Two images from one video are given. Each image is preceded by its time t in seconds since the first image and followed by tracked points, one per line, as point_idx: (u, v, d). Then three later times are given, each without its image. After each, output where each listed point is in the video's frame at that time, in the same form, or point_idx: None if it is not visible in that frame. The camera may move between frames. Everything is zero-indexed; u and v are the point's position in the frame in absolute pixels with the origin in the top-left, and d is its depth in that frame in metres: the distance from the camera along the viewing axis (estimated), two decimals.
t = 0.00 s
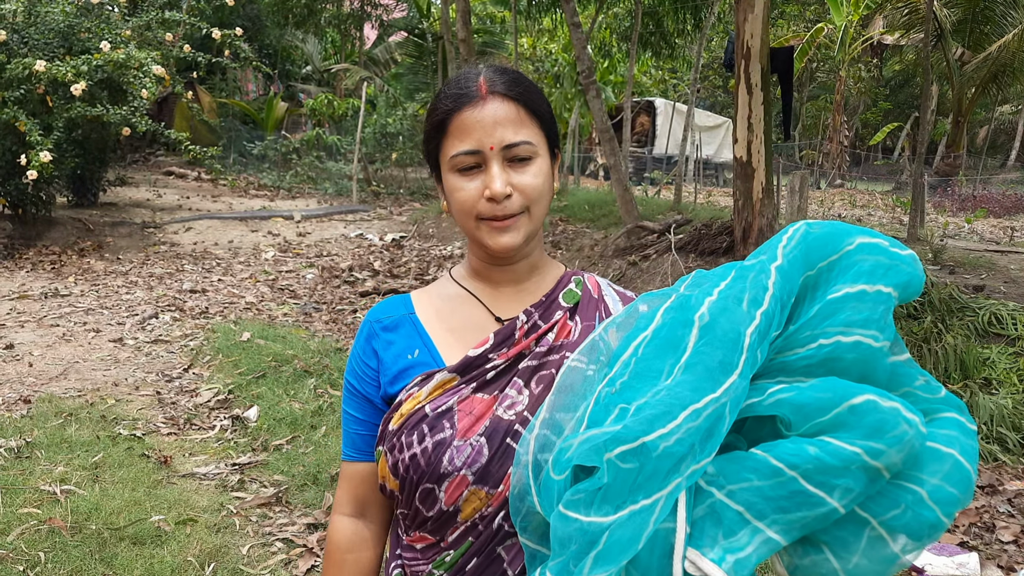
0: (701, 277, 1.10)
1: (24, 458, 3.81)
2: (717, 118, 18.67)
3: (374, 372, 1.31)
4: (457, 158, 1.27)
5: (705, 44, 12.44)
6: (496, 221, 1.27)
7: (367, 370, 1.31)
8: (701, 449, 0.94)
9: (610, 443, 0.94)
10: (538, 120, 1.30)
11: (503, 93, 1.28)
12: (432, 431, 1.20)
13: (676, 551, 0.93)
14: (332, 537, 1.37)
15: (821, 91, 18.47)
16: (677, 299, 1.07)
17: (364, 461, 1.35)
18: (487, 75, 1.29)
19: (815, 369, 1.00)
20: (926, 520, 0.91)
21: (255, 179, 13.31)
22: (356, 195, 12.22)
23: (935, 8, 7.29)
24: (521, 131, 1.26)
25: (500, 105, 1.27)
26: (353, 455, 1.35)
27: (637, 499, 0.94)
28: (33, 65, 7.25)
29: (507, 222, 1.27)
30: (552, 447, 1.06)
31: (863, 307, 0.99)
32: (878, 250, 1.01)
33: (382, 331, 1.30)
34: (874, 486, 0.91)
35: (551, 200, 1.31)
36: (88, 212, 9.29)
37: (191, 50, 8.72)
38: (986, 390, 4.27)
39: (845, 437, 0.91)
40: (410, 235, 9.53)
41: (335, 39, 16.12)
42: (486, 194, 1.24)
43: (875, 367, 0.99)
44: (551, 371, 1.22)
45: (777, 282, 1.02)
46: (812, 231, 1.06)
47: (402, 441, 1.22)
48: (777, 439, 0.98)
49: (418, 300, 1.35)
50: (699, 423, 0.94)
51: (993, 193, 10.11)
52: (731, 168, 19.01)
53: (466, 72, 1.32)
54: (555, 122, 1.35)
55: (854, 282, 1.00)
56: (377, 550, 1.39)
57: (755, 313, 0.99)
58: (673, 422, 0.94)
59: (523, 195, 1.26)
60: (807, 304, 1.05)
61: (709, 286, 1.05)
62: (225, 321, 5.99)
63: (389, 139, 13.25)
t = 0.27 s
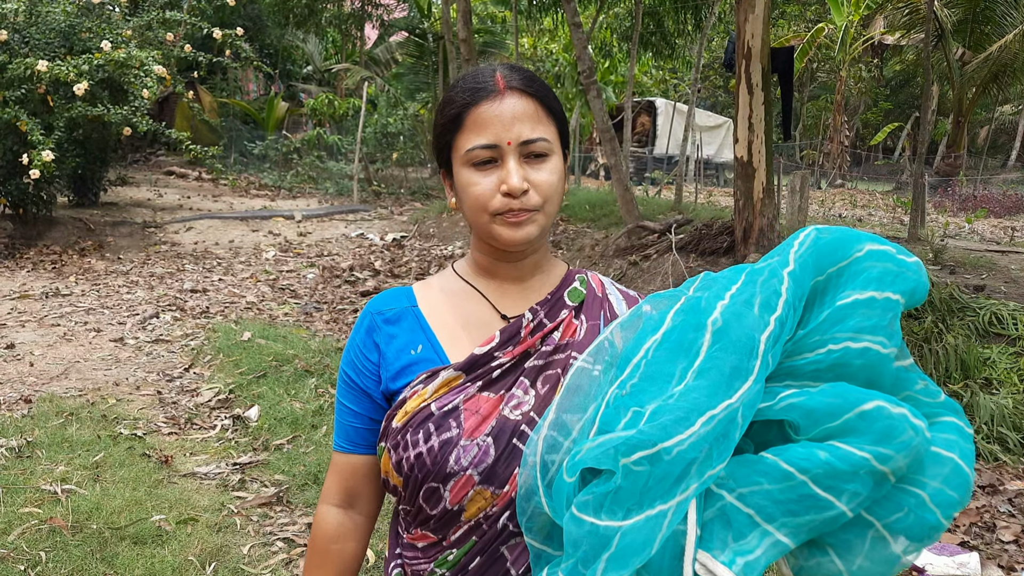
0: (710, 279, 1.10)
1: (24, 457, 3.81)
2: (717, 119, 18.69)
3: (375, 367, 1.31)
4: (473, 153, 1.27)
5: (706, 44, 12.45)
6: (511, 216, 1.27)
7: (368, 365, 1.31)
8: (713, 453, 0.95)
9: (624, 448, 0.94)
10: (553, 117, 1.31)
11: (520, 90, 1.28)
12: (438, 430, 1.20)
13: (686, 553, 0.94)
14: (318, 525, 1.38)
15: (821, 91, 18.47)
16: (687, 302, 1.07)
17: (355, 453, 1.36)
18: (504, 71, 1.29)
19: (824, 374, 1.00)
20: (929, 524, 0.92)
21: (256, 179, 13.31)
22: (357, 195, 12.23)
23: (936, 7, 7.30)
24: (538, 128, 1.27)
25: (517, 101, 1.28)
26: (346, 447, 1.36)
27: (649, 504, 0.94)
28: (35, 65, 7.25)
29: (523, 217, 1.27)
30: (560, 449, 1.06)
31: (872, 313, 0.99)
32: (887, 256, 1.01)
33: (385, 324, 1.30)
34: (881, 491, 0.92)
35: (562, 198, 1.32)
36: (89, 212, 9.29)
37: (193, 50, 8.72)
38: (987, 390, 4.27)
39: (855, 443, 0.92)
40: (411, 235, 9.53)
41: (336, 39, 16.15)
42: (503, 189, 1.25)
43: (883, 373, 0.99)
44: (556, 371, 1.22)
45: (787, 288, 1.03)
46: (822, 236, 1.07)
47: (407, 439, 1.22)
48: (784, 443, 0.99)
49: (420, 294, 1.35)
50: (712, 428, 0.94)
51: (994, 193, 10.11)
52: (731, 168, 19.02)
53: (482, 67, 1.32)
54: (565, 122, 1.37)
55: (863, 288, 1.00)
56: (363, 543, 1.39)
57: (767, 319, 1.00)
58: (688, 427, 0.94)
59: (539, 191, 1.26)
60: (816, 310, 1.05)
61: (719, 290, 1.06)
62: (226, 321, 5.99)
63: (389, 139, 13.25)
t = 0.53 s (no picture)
0: (716, 285, 1.10)
1: (24, 457, 3.81)
2: (717, 119, 18.70)
3: (377, 362, 1.31)
4: (482, 150, 1.26)
5: (706, 44, 12.46)
6: (519, 214, 1.27)
7: (370, 360, 1.31)
8: (715, 461, 0.95)
9: (627, 453, 0.94)
10: (562, 117, 1.31)
11: (530, 89, 1.28)
12: (439, 429, 1.20)
13: (683, 559, 0.94)
14: (319, 523, 1.38)
15: (821, 91, 18.48)
16: (692, 306, 1.07)
17: (356, 449, 1.36)
18: (515, 69, 1.29)
19: (827, 382, 1.00)
20: (925, 533, 0.92)
21: (255, 178, 13.31)
22: (357, 195, 12.22)
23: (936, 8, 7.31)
24: (547, 127, 1.27)
25: (527, 100, 1.27)
26: (346, 444, 1.36)
27: (648, 510, 0.94)
28: (35, 65, 7.24)
29: (531, 216, 1.27)
30: (560, 452, 1.06)
31: (876, 323, 0.99)
32: (893, 267, 1.02)
33: (387, 320, 1.30)
34: (879, 500, 0.92)
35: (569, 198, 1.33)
36: (89, 212, 9.29)
37: (193, 50, 8.71)
38: (986, 390, 4.27)
39: (855, 453, 0.92)
40: (411, 235, 9.52)
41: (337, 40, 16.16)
42: (511, 187, 1.25)
43: (885, 382, 0.99)
44: (558, 372, 1.23)
45: (793, 296, 1.03)
46: (829, 245, 1.07)
47: (408, 438, 1.21)
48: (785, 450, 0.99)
49: (422, 290, 1.35)
50: (715, 435, 0.94)
51: (994, 194, 10.11)
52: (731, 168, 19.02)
53: (492, 64, 1.31)
54: (574, 123, 1.37)
55: (868, 298, 1.00)
56: (364, 540, 1.39)
57: (773, 327, 1.00)
58: (692, 435, 0.94)
59: (547, 190, 1.27)
60: (821, 318, 1.05)
61: (725, 296, 1.06)
62: (225, 321, 5.99)
63: (390, 139, 13.24)
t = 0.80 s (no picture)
0: (716, 286, 1.10)
1: (23, 457, 3.81)
2: (717, 119, 18.73)
3: (378, 362, 1.31)
4: (483, 150, 1.26)
5: (705, 45, 12.47)
6: (519, 216, 1.28)
7: (370, 360, 1.31)
8: (713, 463, 0.95)
9: (625, 455, 0.94)
10: (564, 119, 1.31)
11: (533, 90, 1.28)
12: (438, 430, 1.20)
13: (680, 560, 0.94)
14: (325, 525, 1.38)
15: (821, 92, 18.49)
16: (691, 307, 1.08)
17: (360, 451, 1.36)
18: (519, 70, 1.29)
19: (825, 385, 1.01)
20: (923, 536, 0.92)
21: (255, 179, 13.31)
22: (356, 195, 12.22)
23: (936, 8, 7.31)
24: (549, 129, 1.27)
25: (530, 102, 1.28)
26: (349, 445, 1.36)
27: (646, 512, 0.94)
28: (36, 65, 7.24)
29: (530, 218, 1.28)
30: (557, 452, 1.07)
31: (875, 326, 0.99)
32: (892, 270, 1.02)
33: (387, 320, 1.30)
34: (876, 503, 0.92)
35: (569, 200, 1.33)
36: (88, 212, 9.29)
37: (193, 50, 8.71)
38: (985, 391, 4.27)
39: (852, 455, 0.92)
40: (410, 236, 9.52)
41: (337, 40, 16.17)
42: (511, 187, 1.25)
43: (884, 386, 1.00)
44: (557, 374, 1.23)
45: (793, 298, 1.03)
46: (829, 247, 1.07)
47: (407, 438, 1.22)
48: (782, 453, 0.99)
49: (422, 291, 1.35)
50: (713, 437, 0.94)
51: (993, 195, 10.12)
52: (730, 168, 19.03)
53: (496, 65, 1.32)
54: (576, 124, 1.37)
55: (867, 302, 1.01)
56: (370, 542, 1.39)
57: (771, 330, 1.00)
58: (690, 437, 0.94)
59: (547, 192, 1.27)
60: (820, 320, 1.05)
61: (724, 298, 1.06)
62: (225, 321, 5.99)
63: (389, 139, 13.23)
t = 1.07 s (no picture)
0: (713, 286, 1.10)
1: (23, 457, 3.81)
2: (716, 120, 18.75)
3: (375, 364, 1.31)
4: (477, 146, 1.28)
5: (705, 45, 12.47)
6: (506, 216, 1.28)
7: (368, 362, 1.31)
8: (713, 462, 0.95)
9: (626, 454, 0.94)
10: (564, 122, 1.30)
11: (532, 91, 1.28)
12: (436, 430, 1.20)
13: (683, 560, 0.94)
14: (318, 524, 1.38)
15: (820, 92, 18.49)
16: (690, 307, 1.08)
17: (355, 451, 1.36)
18: (521, 70, 1.29)
19: (824, 384, 1.01)
20: (923, 533, 0.93)
21: (255, 178, 13.31)
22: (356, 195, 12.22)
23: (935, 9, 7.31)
24: (543, 131, 1.27)
25: (527, 102, 1.28)
26: (346, 446, 1.36)
27: (649, 512, 0.94)
28: (37, 64, 7.24)
29: (517, 218, 1.28)
30: (558, 452, 1.07)
31: (873, 324, 1.00)
32: (889, 268, 1.02)
33: (385, 322, 1.30)
34: (877, 501, 0.93)
35: (563, 203, 1.32)
36: (88, 212, 9.28)
37: (194, 51, 8.70)
38: (985, 391, 4.27)
39: (854, 453, 0.93)
40: (410, 236, 9.52)
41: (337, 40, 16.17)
42: (498, 187, 1.26)
43: (882, 385, 1.00)
44: (556, 374, 1.23)
45: (791, 298, 1.03)
46: (826, 247, 1.07)
47: (405, 439, 1.22)
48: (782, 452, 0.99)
49: (420, 293, 1.35)
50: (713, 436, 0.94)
51: (993, 195, 10.12)
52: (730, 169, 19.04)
53: (501, 64, 1.32)
54: (581, 128, 1.35)
55: (866, 300, 1.01)
56: (363, 542, 1.39)
57: (771, 329, 1.00)
58: (689, 436, 0.94)
59: (535, 194, 1.27)
60: (819, 319, 1.05)
61: (722, 297, 1.07)
62: (225, 321, 5.99)
63: (389, 139, 13.22)
